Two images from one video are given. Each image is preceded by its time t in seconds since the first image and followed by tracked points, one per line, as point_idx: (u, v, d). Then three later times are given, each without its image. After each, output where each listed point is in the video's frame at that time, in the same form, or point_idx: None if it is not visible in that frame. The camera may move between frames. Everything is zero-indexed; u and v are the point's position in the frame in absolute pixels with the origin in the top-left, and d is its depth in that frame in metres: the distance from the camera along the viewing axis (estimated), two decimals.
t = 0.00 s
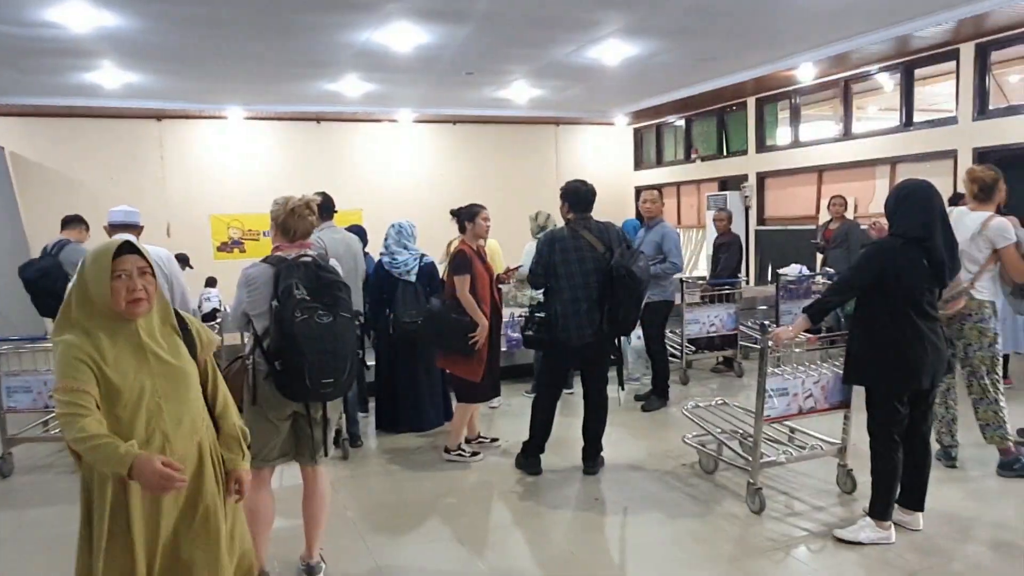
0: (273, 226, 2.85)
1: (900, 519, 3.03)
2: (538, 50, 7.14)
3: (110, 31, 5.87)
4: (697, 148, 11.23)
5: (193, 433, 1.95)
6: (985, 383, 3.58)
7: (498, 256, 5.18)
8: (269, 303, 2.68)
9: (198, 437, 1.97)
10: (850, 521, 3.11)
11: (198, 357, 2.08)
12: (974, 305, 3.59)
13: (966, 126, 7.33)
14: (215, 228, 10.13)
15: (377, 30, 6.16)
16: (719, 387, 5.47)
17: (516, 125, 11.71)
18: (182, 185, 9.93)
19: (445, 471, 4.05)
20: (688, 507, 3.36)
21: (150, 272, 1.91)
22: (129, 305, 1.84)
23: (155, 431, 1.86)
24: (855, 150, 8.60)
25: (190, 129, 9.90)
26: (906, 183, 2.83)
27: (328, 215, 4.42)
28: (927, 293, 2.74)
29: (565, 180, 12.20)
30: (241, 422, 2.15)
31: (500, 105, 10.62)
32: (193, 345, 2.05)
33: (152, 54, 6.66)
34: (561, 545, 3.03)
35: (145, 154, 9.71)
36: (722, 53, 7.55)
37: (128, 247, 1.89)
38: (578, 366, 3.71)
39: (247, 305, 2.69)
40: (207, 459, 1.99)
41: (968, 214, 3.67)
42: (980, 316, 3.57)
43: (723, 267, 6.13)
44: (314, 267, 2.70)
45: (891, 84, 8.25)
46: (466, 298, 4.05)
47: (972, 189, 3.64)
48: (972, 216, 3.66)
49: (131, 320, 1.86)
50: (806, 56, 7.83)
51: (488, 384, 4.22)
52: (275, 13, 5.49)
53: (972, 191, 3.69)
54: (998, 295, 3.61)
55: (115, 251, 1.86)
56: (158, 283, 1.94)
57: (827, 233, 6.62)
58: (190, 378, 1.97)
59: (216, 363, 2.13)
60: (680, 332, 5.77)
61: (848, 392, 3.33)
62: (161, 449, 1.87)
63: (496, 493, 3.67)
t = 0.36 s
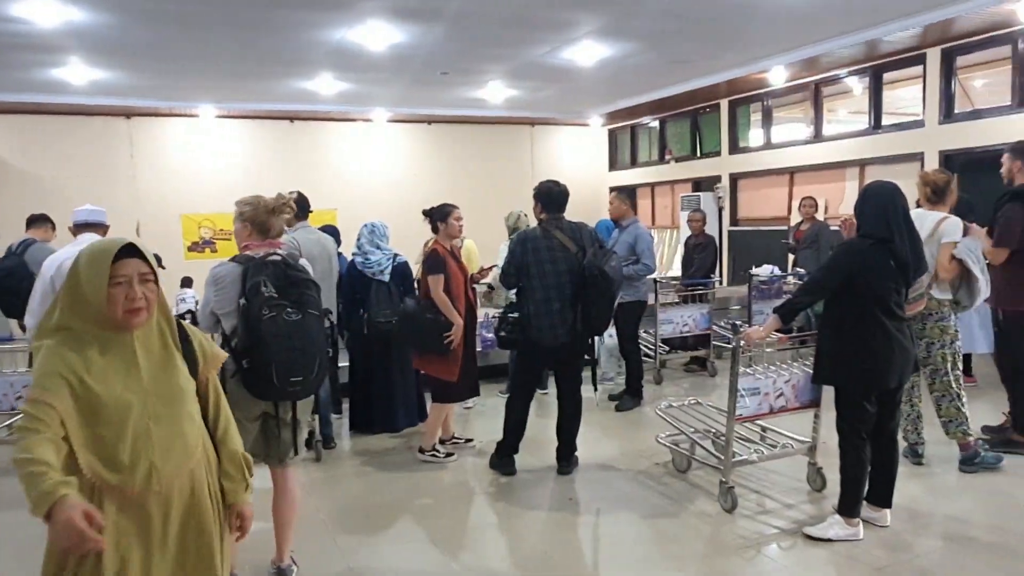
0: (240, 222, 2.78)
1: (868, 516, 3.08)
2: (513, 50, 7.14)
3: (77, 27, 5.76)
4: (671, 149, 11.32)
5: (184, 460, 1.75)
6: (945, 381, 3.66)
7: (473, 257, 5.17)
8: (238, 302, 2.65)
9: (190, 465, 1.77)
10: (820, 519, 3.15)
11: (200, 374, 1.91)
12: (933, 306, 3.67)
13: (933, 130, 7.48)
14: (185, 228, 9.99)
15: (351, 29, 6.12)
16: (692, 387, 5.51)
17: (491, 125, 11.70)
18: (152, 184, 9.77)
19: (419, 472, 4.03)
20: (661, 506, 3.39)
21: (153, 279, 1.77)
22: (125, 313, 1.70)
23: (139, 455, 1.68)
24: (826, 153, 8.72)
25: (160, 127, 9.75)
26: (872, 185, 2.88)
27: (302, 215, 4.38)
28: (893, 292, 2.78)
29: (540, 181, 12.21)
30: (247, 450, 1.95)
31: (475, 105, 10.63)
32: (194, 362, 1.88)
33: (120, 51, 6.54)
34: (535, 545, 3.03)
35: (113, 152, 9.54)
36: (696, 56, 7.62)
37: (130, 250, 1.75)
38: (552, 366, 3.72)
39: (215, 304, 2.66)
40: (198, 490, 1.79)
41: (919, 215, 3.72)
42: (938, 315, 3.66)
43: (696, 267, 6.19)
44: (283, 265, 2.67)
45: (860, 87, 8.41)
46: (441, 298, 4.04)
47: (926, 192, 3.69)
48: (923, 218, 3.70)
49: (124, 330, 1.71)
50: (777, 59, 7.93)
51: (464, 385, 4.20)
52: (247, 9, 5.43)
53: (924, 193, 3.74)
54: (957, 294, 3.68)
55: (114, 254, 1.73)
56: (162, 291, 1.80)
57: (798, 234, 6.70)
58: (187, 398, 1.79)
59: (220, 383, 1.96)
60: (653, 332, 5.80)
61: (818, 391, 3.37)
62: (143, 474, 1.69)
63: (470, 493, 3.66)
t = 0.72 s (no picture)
0: (190, 222, 2.73)
1: (823, 512, 3.15)
2: (476, 51, 7.14)
3: (26, 21, 5.60)
4: (633, 151, 11.44)
5: (106, 510, 1.40)
6: (898, 377, 3.77)
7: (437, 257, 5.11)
8: (192, 303, 2.60)
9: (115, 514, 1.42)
10: (776, 515, 3.21)
11: (128, 404, 1.53)
12: (887, 305, 3.75)
13: (884, 134, 7.68)
14: (140, 227, 9.76)
15: (311, 27, 6.06)
16: (653, 386, 5.57)
17: (454, 126, 11.68)
18: (104, 182, 9.53)
19: (380, 474, 4.00)
20: (622, 505, 3.41)
21: (70, 295, 1.46)
22: (35, 336, 1.37)
23: (46, 508, 1.34)
24: (782, 156, 8.90)
25: (113, 125, 9.51)
26: (826, 187, 2.94)
27: (261, 215, 4.31)
28: (847, 292, 2.85)
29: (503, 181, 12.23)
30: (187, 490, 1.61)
31: (438, 105, 10.60)
32: (123, 390, 1.52)
33: (70, 45, 6.37)
34: (497, 546, 3.03)
35: (64, 150, 9.27)
36: (657, 59, 7.70)
37: (42, 257, 1.43)
38: (514, 367, 3.73)
39: (167, 305, 2.59)
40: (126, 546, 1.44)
41: (871, 217, 3.82)
42: (893, 315, 3.74)
43: (656, 268, 6.26)
44: (239, 264, 2.64)
45: (815, 92, 8.61)
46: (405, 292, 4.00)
47: (874, 194, 3.80)
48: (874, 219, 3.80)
49: (31, 356, 1.37)
50: (735, 64, 8.06)
51: (425, 386, 4.18)
52: (203, 6, 5.33)
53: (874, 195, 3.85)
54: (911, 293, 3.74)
55: (23, 263, 1.41)
56: (82, 310, 1.48)
57: (756, 235, 6.82)
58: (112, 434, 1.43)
59: (154, 414, 1.58)
60: (614, 332, 5.84)
61: (774, 389, 3.43)
62: (55, 532, 1.34)
63: (431, 495, 3.64)
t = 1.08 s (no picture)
0: (101, 219, 2.57)
1: (759, 506, 3.23)
2: (420, 50, 7.09)
3: None
4: (578, 153, 11.55)
5: None
6: (843, 374, 3.89)
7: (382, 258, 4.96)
8: (108, 306, 2.48)
9: None
10: (715, 511, 3.28)
11: (26, 444, 1.28)
12: (840, 305, 3.83)
13: (818, 139, 7.93)
14: (70, 226, 9.38)
15: (250, 22, 5.92)
16: (597, 386, 5.63)
17: (399, 125, 11.59)
18: (31, 179, 9.12)
19: (322, 478, 3.93)
20: (565, 504, 3.44)
21: None
22: None
23: None
24: (722, 159, 9.10)
25: (40, 119, 9.12)
26: (761, 190, 3.02)
27: (196, 214, 4.21)
28: (781, 292, 2.93)
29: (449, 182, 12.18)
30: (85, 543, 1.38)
31: (382, 104, 10.49)
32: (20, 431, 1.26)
33: None
34: (440, 548, 3.01)
35: None
36: (601, 62, 7.79)
37: None
38: (458, 368, 3.71)
39: (79, 307, 2.46)
40: None
41: (820, 217, 3.89)
42: (846, 314, 3.84)
43: (600, 269, 6.33)
44: (158, 266, 2.57)
45: (753, 97, 8.84)
46: (365, 279, 3.97)
47: (822, 196, 3.92)
48: (822, 220, 3.89)
49: None
50: (676, 68, 8.21)
51: (368, 387, 4.14)
52: None
53: (818, 199, 3.96)
54: (858, 293, 3.88)
55: None
56: None
57: (697, 236, 6.96)
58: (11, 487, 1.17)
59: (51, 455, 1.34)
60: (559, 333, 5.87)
61: (713, 387, 3.50)
62: None
63: (374, 498, 3.60)
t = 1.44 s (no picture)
0: None
1: (691, 502, 3.31)
2: (357, 50, 7.01)
3: None
4: (517, 155, 11.60)
5: None
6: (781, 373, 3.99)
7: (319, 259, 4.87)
8: None
9: None
10: (649, 508, 3.34)
11: None
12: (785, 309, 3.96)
13: (749, 145, 8.18)
14: None
15: (180, 17, 5.75)
16: (535, 387, 5.66)
17: (336, 125, 11.42)
18: None
19: (254, 484, 3.84)
20: (503, 505, 3.45)
21: None
22: None
23: None
24: (658, 163, 9.29)
25: None
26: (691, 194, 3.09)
27: (119, 214, 4.06)
28: (712, 293, 3.01)
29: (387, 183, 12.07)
30: None
31: (319, 104, 10.32)
32: None
33: None
34: (376, 553, 2.97)
35: None
36: (539, 65, 7.84)
37: None
38: (396, 371, 3.68)
39: None
40: None
41: (766, 222, 3.93)
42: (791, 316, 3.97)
43: (538, 271, 6.37)
44: (53, 268, 2.46)
45: (688, 102, 9.05)
46: (298, 288, 3.89)
47: (767, 201, 4.01)
48: (767, 224, 3.94)
49: None
50: (613, 73, 8.34)
51: (307, 392, 4.05)
52: None
53: (762, 204, 4.03)
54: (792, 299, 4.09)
55: None
56: None
57: (634, 239, 7.08)
58: None
59: None
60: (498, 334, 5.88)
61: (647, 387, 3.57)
62: None
63: (308, 504, 3.53)
